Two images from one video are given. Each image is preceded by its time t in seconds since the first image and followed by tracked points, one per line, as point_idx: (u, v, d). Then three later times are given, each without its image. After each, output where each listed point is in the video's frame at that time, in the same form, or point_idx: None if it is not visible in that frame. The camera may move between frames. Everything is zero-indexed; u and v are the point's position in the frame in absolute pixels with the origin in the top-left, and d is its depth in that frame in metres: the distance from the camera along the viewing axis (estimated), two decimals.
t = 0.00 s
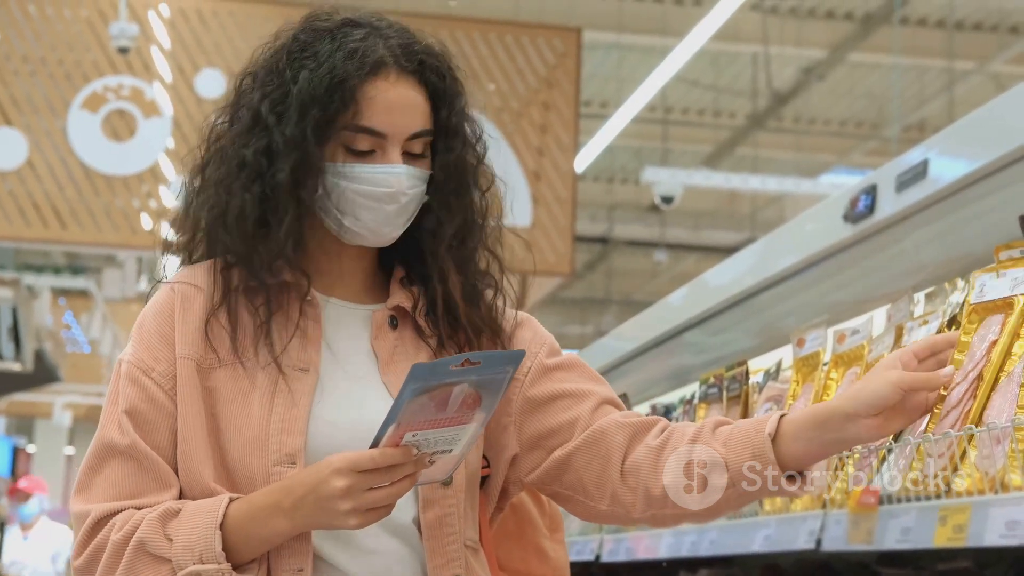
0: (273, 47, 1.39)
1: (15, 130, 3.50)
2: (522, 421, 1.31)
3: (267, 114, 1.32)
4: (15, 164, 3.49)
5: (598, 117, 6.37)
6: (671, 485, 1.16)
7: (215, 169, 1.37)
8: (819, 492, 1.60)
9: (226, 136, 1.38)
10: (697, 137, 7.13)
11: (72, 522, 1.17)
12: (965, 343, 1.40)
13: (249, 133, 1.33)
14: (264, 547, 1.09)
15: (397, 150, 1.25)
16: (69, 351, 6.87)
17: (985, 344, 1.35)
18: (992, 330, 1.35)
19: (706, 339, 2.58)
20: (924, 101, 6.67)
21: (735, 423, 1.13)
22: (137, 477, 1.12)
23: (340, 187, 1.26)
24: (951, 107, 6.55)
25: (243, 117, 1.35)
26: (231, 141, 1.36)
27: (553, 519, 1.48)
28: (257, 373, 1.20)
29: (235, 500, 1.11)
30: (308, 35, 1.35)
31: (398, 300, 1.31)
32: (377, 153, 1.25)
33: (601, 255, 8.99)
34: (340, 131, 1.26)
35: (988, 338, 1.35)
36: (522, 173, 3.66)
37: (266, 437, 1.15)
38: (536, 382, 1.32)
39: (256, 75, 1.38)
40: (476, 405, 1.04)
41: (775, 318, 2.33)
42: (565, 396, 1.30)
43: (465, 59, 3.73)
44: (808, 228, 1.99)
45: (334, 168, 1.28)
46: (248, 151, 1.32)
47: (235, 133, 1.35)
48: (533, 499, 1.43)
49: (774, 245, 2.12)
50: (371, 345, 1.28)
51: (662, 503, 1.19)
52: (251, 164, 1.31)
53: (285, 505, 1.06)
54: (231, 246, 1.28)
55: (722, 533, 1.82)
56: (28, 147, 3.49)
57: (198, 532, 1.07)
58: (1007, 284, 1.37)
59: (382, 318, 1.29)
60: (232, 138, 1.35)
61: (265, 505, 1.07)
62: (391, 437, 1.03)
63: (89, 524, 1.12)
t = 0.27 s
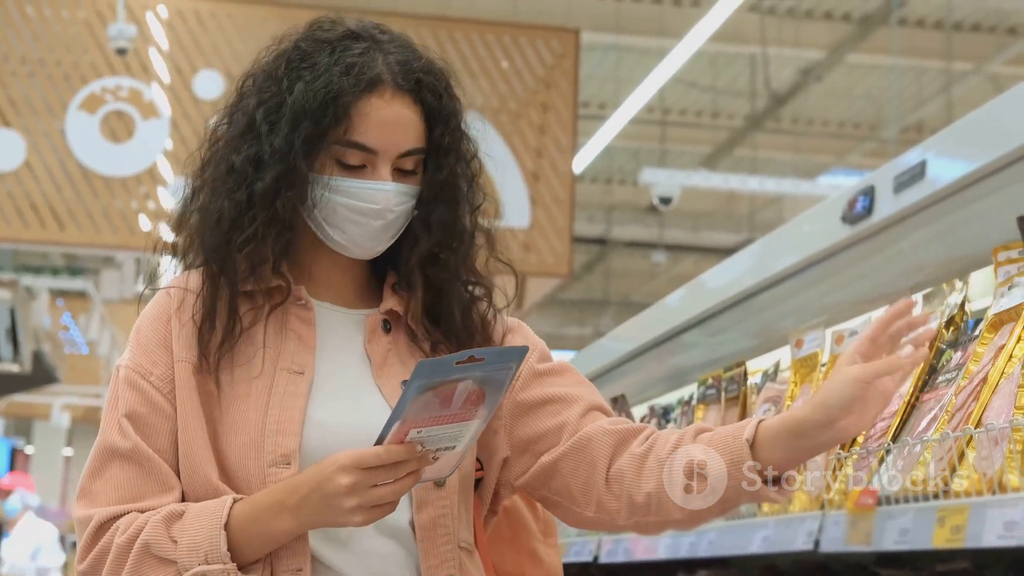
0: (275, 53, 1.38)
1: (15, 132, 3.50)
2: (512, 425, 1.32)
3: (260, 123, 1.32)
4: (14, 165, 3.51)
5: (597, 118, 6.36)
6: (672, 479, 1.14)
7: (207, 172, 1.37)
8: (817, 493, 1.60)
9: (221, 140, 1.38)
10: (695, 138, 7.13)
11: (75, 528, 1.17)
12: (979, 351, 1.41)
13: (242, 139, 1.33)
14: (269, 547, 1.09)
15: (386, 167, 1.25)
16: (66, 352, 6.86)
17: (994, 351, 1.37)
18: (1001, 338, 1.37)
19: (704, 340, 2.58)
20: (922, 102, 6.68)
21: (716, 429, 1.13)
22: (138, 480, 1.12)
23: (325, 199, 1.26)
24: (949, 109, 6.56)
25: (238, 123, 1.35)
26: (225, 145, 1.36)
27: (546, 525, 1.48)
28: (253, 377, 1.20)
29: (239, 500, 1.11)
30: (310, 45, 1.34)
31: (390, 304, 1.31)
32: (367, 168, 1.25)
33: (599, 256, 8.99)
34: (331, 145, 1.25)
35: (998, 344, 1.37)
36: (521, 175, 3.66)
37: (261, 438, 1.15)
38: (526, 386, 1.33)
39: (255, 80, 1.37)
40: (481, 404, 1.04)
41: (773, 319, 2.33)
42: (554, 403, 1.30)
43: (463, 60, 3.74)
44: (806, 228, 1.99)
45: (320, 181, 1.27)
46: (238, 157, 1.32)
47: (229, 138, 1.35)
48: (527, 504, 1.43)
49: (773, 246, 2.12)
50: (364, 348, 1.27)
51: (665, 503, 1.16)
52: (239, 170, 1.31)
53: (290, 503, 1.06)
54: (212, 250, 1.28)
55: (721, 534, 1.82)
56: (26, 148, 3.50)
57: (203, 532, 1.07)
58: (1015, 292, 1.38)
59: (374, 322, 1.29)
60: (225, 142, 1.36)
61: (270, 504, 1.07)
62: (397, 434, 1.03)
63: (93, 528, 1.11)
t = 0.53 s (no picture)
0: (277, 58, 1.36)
1: (12, 132, 3.51)
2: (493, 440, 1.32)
3: (262, 132, 1.31)
4: (11, 166, 3.51)
5: (595, 119, 6.36)
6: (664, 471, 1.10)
7: (208, 178, 1.37)
8: (816, 494, 1.59)
9: (222, 145, 1.37)
10: (694, 139, 7.13)
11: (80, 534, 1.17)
12: (975, 351, 1.41)
13: (244, 148, 1.33)
14: (274, 547, 1.09)
15: (384, 181, 1.25)
16: (66, 353, 6.85)
17: (993, 350, 1.38)
18: (998, 339, 1.38)
19: (703, 341, 2.58)
20: (921, 103, 6.69)
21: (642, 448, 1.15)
22: (142, 484, 1.13)
23: (325, 211, 1.25)
24: (948, 110, 6.57)
25: (239, 130, 1.34)
26: (226, 151, 1.35)
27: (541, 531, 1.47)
28: (252, 379, 1.20)
29: (243, 502, 1.11)
30: (311, 53, 1.33)
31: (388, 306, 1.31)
32: (365, 181, 1.25)
33: (598, 257, 8.98)
34: (332, 158, 1.25)
35: (996, 343, 1.38)
36: (519, 176, 3.65)
37: (262, 441, 1.15)
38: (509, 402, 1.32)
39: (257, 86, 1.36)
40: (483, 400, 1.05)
41: (772, 320, 2.33)
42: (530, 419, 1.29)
43: (461, 61, 3.74)
44: (805, 229, 1.98)
45: (321, 193, 1.27)
46: (241, 165, 1.32)
47: (230, 144, 1.34)
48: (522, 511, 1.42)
49: (771, 247, 2.12)
50: (362, 350, 1.27)
51: (621, 517, 1.16)
52: (242, 180, 1.31)
53: (293, 503, 1.06)
54: (215, 256, 1.27)
55: (720, 536, 1.82)
56: (24, 148, 3.51)
57: (208, 533, 1.08)
58: (1012, 292, 1.39)
59: (372, 325, 1.29)
60: (226, 148, 1.35)
61: (273, 504, 1.07)
62: (398, 430, 1.04)
63: (98, 534, 1.12)
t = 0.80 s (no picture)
0: (281, 64, 1.36)
1: (13, 134, 3.51)
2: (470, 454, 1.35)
3: (266, 139, 1.31)
4: (13, 168, 3.52)
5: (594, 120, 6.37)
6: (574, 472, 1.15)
7: (213, 183, 1.37)
8: (814, 494, 1.59)
9: (226, 150, 1.37)
10: (693, 140, 7.14)
11: (84, 532, 1.18)
12: (974, 352, 1.42)
13: (248, 154, 1.33)
14: (278, 544, 1.09)
15: (386, 188, 1.24)
16: (66, 355, 6.84)
17: (991, 351, 1.38)
18: (997, 339, 1.38)
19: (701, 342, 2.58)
20: (919, 104, 6.70)
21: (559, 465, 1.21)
22: (145, 482, 1.13)
23: (327, 219, 1.25)
24: (946, 111, 6.58)
25: (243, 137, 1.34)
26: (230, 157, 1.35)
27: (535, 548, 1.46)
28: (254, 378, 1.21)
29: (246, 499, 1.11)
30: (315, 60, 1.33)
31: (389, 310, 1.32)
32: (366, 188, 1.25)
33: (597, 258, 8.99)
34: (335, 165, 1.25)
35: (995, 344, 1.38)
36: (519, 177, 3.66)
37: (263, 440, 1.16)
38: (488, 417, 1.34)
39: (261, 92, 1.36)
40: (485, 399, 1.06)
41: (771, 321, 2.34)
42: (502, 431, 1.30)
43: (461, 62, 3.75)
44: (803, 230, 1.99)
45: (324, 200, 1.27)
46: (245, 171, 1.32)
47: (234, 150, 1.35)
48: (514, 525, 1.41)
49: (770, 248, 2.13)
50: (362, 353, 1.28)
51: (554, 528, 1.19)
52: (246, 186, 1.31)
53: (297, 500, 1.07)
54: (222, 261, 1.28)
55: (718, 536, 1.83)
56: (25, 150, 3.52)
57: (212, 529, 1.08)
58: (1011, 292, 1.39)
59: (372, 328, 1.29)
60: (231, 154, 1.35)
61: (277, 500, 1.07)
62: (401, 426, 1.05)
63: (102, 532, 1.12)
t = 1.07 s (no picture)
0: (283, 67, 1.36)
1: (13, 134, 3.50)
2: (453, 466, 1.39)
3: (269, 142, 1.31)
4: (13, 168, 3.50)
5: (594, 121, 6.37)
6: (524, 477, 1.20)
7: (215, 186, 1.37)
8: (814, 494, 1.59)
9: (228, 153, 1.37)
10: (692, 141, 7.14)
11: (83, 531, 1.17)
12: (974, 352, 1.42)
13: (250, 157, 1.33)
14: (278, 543, 1.09)
15: (387, 192, 1.24)
16: (65, 356, 6.84)
17: (991, 351, 1.38)
18: (997, 339, 1.38)
19: (701, 342, 2.58)
20: (918, 105, 6.70)
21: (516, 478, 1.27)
22: (146, 481, 1.13)
23: (329, 222, 1.25)
24: (946, 111, 6.58)
25: (246, 140, 1.34)
26: (233, 159, 1.35)
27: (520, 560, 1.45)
28: (255, 378, 1.21)
29: (246, 497, 1.11)
30: (318, 64, 1.33)
31: (388, 312, 1.32)
32: (368, 191, 1.25)
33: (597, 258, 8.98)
34: (337, 169, 1.25)
35: (995, 344, 1.38)
36: (518, 178, 3.66)
37: (263, 440, 1.16)
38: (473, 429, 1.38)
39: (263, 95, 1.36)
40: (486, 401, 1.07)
41: (770, 321, 2.34)
42: (483, 437, 1.32)
43: (460, 63, 3.75)
44: (803, 230, 1.99)
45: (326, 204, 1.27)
46: (248, 174, 1.32)
47: (236, 153, 1.35)
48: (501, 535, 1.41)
49: (769, 248, 2.13)
50: (361, 355, 1.28)
51: (511, 532, 1.24)
52: (249, 189, 1.31)
53: (297, 498, 1.07)
54: (225, 263, 1.28)
55: (718, 536, 1.82)
56: (25, 150, 3.50)
57: (213, 527, 1.08)
58: (1011, 293, 1.39)
59: (372, 330, 1.29)
60: (233, 156, 1.35)
61: (277, 498, 1.07)
62: (403, 425, 1.05)
63: (102, 531, 1.12)
